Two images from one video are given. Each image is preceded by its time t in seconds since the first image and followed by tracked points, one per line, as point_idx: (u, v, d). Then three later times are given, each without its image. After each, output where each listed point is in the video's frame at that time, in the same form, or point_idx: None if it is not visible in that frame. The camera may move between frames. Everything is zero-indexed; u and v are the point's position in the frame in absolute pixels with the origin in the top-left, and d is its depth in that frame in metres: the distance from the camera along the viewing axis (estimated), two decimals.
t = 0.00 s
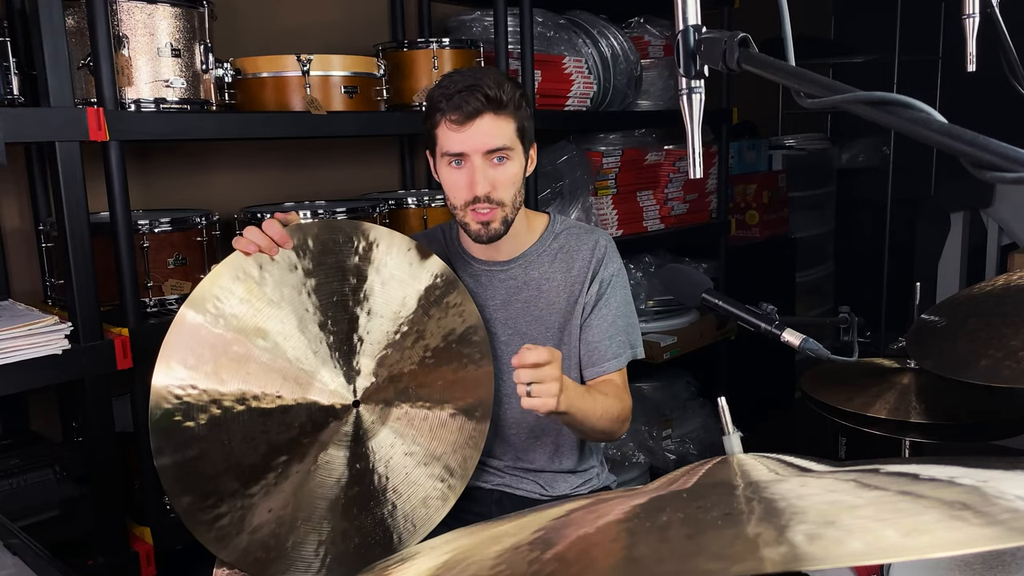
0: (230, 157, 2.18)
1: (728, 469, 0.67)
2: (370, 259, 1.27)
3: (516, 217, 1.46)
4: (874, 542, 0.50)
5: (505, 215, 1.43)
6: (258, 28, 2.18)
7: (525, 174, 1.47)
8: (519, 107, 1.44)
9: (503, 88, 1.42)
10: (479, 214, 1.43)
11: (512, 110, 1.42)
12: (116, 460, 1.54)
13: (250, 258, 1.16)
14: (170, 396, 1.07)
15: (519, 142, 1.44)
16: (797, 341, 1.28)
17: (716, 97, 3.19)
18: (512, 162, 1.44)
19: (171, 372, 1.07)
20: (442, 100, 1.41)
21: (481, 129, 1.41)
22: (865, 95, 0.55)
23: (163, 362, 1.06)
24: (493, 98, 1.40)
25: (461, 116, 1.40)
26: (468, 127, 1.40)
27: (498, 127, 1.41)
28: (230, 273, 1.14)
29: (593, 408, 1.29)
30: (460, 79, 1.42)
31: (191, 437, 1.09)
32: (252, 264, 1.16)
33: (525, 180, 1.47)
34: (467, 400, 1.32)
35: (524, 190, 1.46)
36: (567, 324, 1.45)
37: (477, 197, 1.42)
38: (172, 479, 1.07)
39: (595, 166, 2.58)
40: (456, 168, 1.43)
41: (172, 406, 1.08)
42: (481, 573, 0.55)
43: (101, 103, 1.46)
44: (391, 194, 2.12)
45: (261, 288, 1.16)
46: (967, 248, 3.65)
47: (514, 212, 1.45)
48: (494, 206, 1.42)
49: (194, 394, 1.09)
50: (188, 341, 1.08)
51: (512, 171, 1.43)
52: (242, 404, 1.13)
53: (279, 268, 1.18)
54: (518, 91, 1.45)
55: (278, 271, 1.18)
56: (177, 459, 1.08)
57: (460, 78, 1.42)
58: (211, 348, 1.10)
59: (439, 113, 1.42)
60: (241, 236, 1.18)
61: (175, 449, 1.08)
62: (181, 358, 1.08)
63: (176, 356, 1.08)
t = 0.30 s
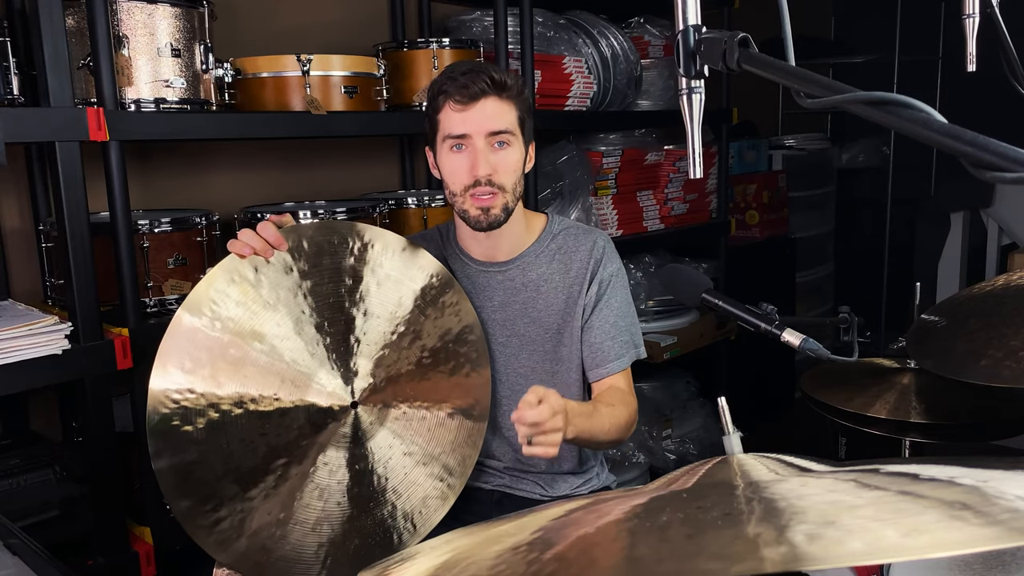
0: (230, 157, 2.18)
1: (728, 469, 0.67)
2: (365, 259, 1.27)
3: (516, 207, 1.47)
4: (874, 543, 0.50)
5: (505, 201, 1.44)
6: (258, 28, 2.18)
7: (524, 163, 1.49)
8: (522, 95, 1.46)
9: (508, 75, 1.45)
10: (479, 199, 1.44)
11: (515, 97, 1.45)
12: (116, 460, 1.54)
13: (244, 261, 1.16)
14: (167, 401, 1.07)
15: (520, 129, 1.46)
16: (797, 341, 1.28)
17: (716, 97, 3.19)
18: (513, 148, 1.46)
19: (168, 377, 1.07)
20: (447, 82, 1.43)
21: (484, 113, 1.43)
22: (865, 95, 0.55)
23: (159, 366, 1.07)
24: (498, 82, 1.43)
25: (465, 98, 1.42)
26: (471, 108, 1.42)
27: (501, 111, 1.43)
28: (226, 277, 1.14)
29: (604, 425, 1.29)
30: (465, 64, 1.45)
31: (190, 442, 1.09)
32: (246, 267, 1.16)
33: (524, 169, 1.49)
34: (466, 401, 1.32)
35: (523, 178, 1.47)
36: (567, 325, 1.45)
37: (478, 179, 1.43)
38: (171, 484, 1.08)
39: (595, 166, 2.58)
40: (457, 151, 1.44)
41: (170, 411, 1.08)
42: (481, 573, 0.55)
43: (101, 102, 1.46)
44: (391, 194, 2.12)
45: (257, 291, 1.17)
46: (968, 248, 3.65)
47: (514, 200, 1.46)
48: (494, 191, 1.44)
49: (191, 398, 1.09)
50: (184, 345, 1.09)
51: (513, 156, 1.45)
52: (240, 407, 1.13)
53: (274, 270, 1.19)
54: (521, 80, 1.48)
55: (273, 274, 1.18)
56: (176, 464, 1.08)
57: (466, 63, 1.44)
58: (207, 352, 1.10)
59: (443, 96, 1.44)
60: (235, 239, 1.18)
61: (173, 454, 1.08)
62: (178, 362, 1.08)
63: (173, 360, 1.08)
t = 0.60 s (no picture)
0: (230, 157, 2.18)
1: (728, 469, 0.67)
2: (362, 259, 1.27)
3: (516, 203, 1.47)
4: (874, 543, 0.50)
5: (504, 199, 1.45)
6: (259, 27, 2.18)
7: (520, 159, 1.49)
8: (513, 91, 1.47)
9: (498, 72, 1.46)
10: (478, 200, 1.45)
11: (507, 93, 1.46)
12: (116, 460, 1.54)
13: (241, 262, 1.16)
14: (164, 401, 1.07)
15: (513, 125, 1.47)
16: (797, 341, 1.28)
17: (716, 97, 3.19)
18: (508, 144, 1.46)
19: (165, 379, 1.07)
20: (438, 84, 1.45)
21: (476, 111, 1.44)
22: (865, 95, 0.55)
23: (156, 367, 1.06)
24: (489, 80, 1.44)
25: (457, 96, 1.44)
26: (462, 106, 1.44)
27: (493, 107, 1.44)
28: (222, 277, 1.14)
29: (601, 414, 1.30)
30: (455, 65, 1.47)
31: (188, 443, 1.09)
32: (243, 267, 1.16)
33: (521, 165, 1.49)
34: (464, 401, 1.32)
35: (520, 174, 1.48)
36: (566, 323, 1.45)
37: (474, 176, 1.44)
38: (169, 485, 1.08)
39: (595, 166, 2.58)
40: (453, 151, 1.45)
41: (167, 412, 1.08)
42: (481, 574, 0.55)
43: (101, 102, 1.46)
44: (391, 194, 2.13)
45: (253, 291, 1.17)
46: (968, 248, 3.65)
47: (513, 196, 1.46)
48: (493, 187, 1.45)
49: (188, 399, 1.09)
50: (180, 347, 1.09)
51: (507, 152, 1.45)
52: (237, 408, 1.13)
53: (271, 270, 1.19)
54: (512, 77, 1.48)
55: (270, 274, 1.18)
56: (173, 465, 1.08)
57: (456, 64, 1.46)
58: (204, 353, 1.10)
59: (435, 98, 1.45)
60: (232, 239, 1.18)
61: (171, 454, 1.08)
62: (175, 363, 1.08)
63: (169, 361, 1.08)
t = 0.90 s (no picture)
0: (231, 158, 2.18)
1: (728, 469, 0.67)
2: (365, 258, 1.27)
3: (513, 203, 1.47)
4: (874, 543, 0.50)
5: (500, 199, 1.45)
6: (259, 27, 2.18)
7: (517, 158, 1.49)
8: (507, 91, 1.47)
9: (491, 74, 1.45)
10: (475, 201, 1.46)
11: (501, 94, 1.46)
12: (116, 460, 1.54)
13: (244, 260, 1.16)
14: (167, 399, 1.07)
15: (508, 125, 1.47)
16: (797, 341, 1.28)
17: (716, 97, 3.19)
18: (503, 146, 1.46)
19: (169, 378, 1.07)
20: (432, 89, 1.45)
21: (471, 113, 1.44)
22: (865, 95, 0.55)
23: (159, 365, 1.06)
24: (481, 82, 1.44)
25: (450, 102, 1.44)
26: (457, 111, 1.44)
27: (487, 109, 1.44)
28: (226, 275, 1.13)
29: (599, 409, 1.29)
30: (447, 68, 1.46)
31: (191, 440, 1.09)
32: (247, 265, 1.16)
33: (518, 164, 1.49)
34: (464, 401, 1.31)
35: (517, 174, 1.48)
36: (566, 322, 1.45)
37: (471, 179, 1.44)
38: (172, 482, 1.07)
39: (595, 166, 2.58)
40: (450, 155, 1.45)
41: (171, 409, 1.08)
42: (481, 573, 0.55)
43: (101, 102, 1.46)
44: (391, 194, 2.13)
45: (257, 290, 1.16)
46: (968, 248, 3.65)
47: (509, 197, 1.46)
48: (489, 189, 1.45)
49: (191, 396, 1.09)
50: (184, 345, 1.08)
51: (503, 154, 1.46)
52: (239, 405, 1.13)
53: (274, 268, 1.18)
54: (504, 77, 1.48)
55: (274, 272, 1.18)
56: (176, 462, 1.08)
57: (448, 67, 1.45)
58: (207, 352, 1.10)
59: (430, 103, 1.46)
60: (236, 237, 1.18)
61: (173, 451, 1.08)
62: (178, 361, 1.08)
63: (173, 358, 1.07)
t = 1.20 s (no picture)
0: (231, 158, 2.18)
1: (728, 469, 0.67)
2: (369, 258, 1.27)
3: (508, 196, 1.47)
4: (874, 543, 0.50)
5: (496, 194, 1.45)
6: (259, 27, 2.18)
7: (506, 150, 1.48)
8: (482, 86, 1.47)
9: (461, 75, 1.45)
10: (470, 200, 1.45)
11: (476, 91, 1.46)
12: (116, 460, 1.54)
13: (250, 259, 1.16)
14: (170, 398, 1.06)
15: (490, 120, 1.46)
16: (796, 341, 1.28)
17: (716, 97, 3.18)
18: (489, 141, 1.46)
19: (172, 377, 1.06)
20: (411, 105, 1.46)
21: (450, 117, 1.44)
22: (865, 95, 0.55)
23: (162, 364, 1.05)
24: (453, 86, 1.44)
25: (428, 111, 1.44)
26: (436, 117, 1.44)
27: (465, 109, 1.44)
28: (230, 274, 1.13)
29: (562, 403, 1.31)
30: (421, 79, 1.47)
31: (193, 440, 1.09)
32: (251, 264, 1.16)
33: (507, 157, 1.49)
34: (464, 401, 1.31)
35: (508, 167, 1.48)
36: (563, 319, 1.45)
37: (463, 180, 1.44)
38: (173, 482, 1.07)
39: (595, 166, 2.59)
40: (439, 163, 1.46)
41: (174, 408, 1.07)
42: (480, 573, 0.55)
43: (101, 102, 1.46)
44: (391, 194, 2.13)
45: (261, 289, 1.16)
46: (968, 248, 3.66)
47: (504, 190, 1.46)
48: (482, 187, 1.44)
49: (193, 396, 1.08)
50: (187, 344, 1.08)
51: (489, 148, 1.45)
52: (242, 405, 1.13)
53: (278, 268, 1.18)
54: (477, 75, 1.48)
55: (278, 272, 1.18)
56: (177, 462, 1.07)
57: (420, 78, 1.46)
58: (209, 351, 1.10)
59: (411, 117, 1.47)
60: (240, 237, 1.19)
61: (175, 451, 1.07)
62: (181, 360, 1.07)
63: (176, 357, 1.07)
